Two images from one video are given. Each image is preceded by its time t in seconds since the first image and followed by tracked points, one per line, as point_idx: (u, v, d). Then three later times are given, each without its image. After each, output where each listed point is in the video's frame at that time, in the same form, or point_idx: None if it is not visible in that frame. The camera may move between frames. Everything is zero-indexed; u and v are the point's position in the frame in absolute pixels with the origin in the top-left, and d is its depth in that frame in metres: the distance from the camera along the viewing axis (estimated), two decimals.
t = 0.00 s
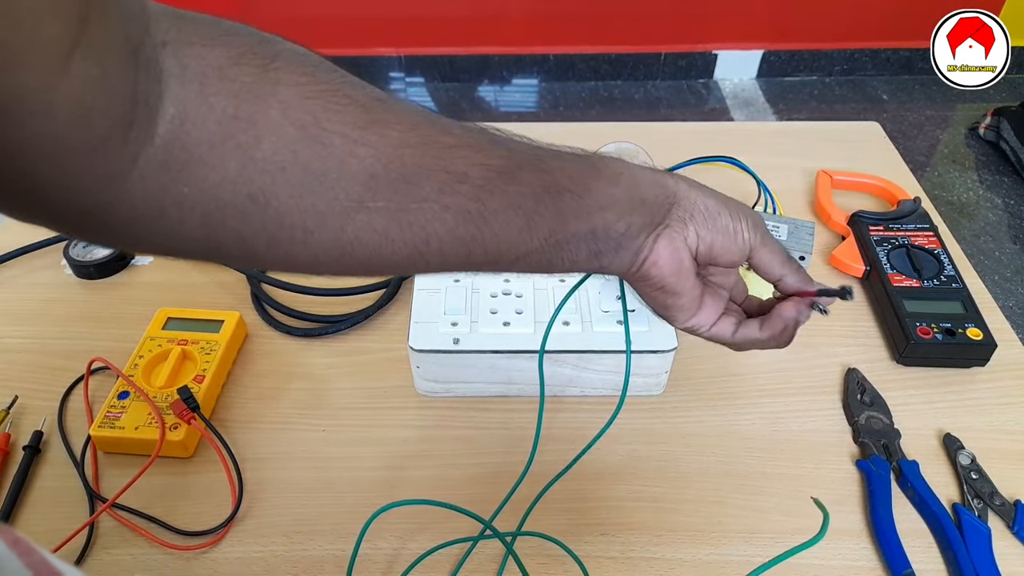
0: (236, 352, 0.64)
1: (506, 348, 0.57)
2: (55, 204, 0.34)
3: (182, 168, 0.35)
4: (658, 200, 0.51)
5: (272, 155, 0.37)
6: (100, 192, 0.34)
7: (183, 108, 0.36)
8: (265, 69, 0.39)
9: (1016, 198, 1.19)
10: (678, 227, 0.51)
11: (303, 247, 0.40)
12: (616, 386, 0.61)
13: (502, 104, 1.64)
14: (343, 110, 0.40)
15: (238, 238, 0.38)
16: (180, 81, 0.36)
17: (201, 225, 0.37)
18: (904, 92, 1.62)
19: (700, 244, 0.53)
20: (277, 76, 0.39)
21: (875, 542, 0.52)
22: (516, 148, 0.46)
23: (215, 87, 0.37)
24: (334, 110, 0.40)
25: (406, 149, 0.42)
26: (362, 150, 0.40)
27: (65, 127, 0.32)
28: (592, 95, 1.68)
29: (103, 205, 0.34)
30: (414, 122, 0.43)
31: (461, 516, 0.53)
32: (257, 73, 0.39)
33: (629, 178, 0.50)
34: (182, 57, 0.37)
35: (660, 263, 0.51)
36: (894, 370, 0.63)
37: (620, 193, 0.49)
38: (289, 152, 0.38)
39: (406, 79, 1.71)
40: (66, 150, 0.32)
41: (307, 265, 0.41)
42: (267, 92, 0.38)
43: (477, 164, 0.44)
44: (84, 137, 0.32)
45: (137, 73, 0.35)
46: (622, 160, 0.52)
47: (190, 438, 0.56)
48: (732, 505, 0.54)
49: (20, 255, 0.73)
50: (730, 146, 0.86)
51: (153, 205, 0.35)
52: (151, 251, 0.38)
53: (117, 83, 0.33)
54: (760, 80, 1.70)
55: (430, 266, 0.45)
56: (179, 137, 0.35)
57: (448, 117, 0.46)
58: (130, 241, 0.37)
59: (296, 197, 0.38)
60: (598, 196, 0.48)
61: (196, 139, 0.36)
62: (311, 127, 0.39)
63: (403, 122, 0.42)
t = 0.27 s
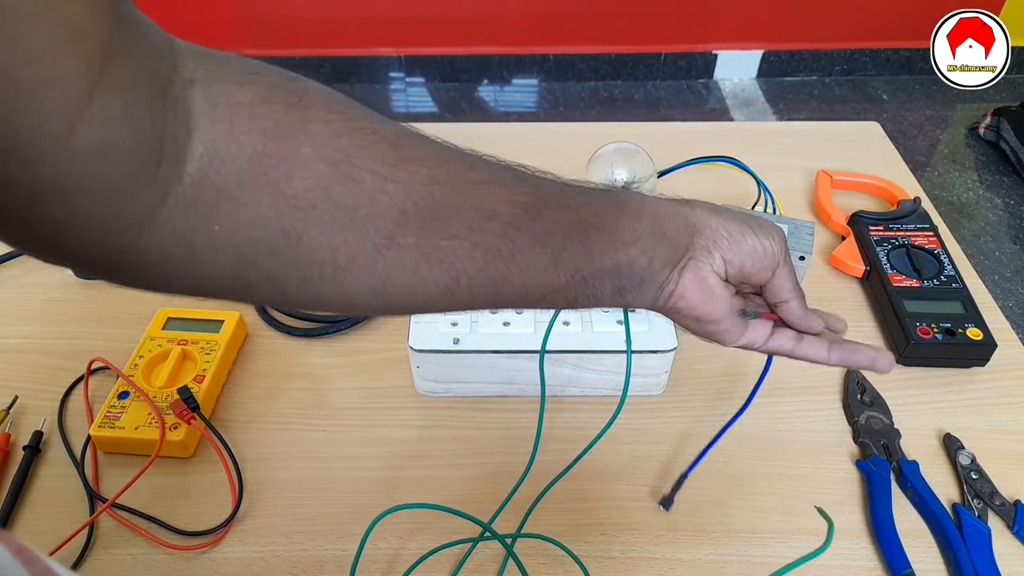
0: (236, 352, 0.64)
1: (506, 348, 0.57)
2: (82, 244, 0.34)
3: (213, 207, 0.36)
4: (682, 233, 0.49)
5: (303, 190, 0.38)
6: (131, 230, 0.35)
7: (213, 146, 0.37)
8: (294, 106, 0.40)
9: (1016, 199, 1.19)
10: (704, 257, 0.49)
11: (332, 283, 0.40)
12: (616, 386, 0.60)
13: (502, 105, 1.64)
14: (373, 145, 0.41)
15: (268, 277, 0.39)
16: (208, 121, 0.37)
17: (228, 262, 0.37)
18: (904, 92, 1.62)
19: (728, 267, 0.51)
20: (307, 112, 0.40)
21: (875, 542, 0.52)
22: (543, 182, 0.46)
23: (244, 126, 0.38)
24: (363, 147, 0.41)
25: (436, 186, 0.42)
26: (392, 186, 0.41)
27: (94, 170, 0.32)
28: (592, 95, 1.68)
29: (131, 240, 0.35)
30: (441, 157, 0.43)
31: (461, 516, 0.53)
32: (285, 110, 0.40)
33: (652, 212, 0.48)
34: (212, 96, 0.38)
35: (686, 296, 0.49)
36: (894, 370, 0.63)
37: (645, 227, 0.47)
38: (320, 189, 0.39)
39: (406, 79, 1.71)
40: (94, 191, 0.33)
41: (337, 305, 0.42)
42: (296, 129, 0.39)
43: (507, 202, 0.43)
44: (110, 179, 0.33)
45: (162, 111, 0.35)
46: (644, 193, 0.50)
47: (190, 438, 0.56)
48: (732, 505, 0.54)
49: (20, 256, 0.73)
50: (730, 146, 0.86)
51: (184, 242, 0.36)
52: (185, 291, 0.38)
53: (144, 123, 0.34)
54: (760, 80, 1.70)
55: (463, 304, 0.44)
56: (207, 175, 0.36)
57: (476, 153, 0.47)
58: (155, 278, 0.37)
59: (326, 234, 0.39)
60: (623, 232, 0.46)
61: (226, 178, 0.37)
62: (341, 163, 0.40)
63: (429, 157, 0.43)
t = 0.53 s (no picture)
0: (235, 352, 0.64)
1: (506, 348, 0.57)
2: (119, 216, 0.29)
3: (257, 193, 0.30)
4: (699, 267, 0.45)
5: (349, 190, 0.32)
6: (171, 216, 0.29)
7: (261, 130, 0.30)
8: (353, 93, 0.33)
9: (1018, 198, 1.19)
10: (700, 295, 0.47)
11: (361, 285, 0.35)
12: (616, 386, 0.60)
13: (502, 104, 1.64)
14: (421, 146, 0.34)
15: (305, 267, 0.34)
16: (259, 101, 0.31)
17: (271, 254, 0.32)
18: (905, 92, 1.62)
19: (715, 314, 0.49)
20: (362, 102, 0.33)
21: (877, 543, 0.52)
22: (586, 192, 0.38)
23: (299, 113, 0.31)
24: (417, 141, 0.34)
25: (482, 190, 0.35)
26: (438, 191, 0.34)
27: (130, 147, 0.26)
28: (592, 94, 1.68)
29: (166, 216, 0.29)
30: (502, 150, 0.37)
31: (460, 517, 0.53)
32: (343, 93, 0.33)
33: (688, 249, 0.44)
34: (265, 75, 0.31)
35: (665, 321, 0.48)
36: (896, 370, 0.63)
37: (674, 258, 0.43)
38: (366, 190, 0.32)
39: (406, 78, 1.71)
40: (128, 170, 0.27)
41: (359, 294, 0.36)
42: (351, 120, 0.32)
43: (542, 214, 0.37)
44: (149, 155, 0.27)
45: (211, 86, 0.29)
46: (698, 219, 0.45)
47: (189, 438, 0.56)
48: (733, 506, 0.54)
49: (18, 255, 0.73)
50: (731, 146, 0.85)
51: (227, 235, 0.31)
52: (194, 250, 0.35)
53: (192, 98, 0.27)
54: (761, 79, 1.70)
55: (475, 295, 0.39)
56: (257, 163, 0.30)
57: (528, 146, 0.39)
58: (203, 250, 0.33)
59: (367, 237, 0.33)
60: (645, 262, 0.42)
61: (273, 166, 0.30)
62: (388, 164, 0.33)
63: (486, 153, 0.36)
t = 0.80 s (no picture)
0: (235, 352, 0.64)
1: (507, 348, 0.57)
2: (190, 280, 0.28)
3: (334, 250, 0.30)
4: (727, 314, 0.46)
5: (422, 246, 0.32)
6: (251, 276, 0.29)
7: (342, 186, 0.30)
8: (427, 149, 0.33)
9: (1017, 198, 1.19)
10: (734, 340, 0.48)
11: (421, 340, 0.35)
12: (616, 386, 0.60)
13: (502, 104, 1.64)
14: (489, 204, 0.34)
15: (374, 323, 0.33)
16: (339, 158, 0.30)
17: (341, 310, 0.32)
18: (905, 92, 1.62)
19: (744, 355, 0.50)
20: (436, 162, 0.33)
21: (877, 543, 0.51)
22: (632, 245, 0.40)
23: (377, 168, 0.31)
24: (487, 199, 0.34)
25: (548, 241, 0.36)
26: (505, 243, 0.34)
27: (211, 208, 0.26)
28: (592, 94, 1.68)
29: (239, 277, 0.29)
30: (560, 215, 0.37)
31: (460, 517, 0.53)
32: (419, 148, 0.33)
33: (712, 291, 0.44)
34: (344, 132, 0.30)
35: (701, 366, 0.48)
36: (896, 370, 0.63)
37: (704, 305, 0.44)
38: (438, 245, 0.32)
39: (406, 78, 1.71)
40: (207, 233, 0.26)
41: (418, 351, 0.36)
42: (426, 177, 0.32)
43: (597, 267, 0.37)
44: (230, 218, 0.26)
45: (293, 144, 0.28)
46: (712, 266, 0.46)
47: (189, 438, 0.56)
48: (732, 506, 0.54)
49: (18, 255, 0.73)
50: (731, 146, 0.85)
51: (301, 293, 0.31)
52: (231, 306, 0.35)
53: (274, 155, 0.27)
54: (761, 79, 1.70)
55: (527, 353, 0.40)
56: (338, 220, 0.30)
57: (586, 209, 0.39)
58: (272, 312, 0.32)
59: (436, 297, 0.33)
60: (677, 311, 0.42)
61: (351, 223, 0.30)
62: (462, 219, 0.33)
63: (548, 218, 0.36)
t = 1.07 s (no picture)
0: (235, 352, 0.64)
1: (507, 348, 0.57)
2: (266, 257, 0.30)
3: (404, 218, 0.32)
4: (785, 280, 0.45)
5: (485, 211, 0.34)
6: (330, 245, 0.30)
7: (410, 157, 0.32)
8: (484, 125, 0.35)
9: (1017, 198, 1.19)
10: (791, 308, 0.47)
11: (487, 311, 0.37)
12: (617, 386, 0.60)
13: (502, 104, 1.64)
14: (543, 174, 0.36)
15: (439, 294, 0.35)
16: (406, 130, 0.32)
17: (412, 280, 0.33)
18: (905, 92, 1.62)
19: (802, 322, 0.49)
20: (495, 133, 0.35)
21: (877, 543, 0.51)
22: (682, 214, 0.40)
23: (441, 140, 0.33)
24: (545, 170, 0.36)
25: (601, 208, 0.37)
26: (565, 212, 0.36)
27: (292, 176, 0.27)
28: (592, 94, 1.68)
29: (313, 250, 0.30)
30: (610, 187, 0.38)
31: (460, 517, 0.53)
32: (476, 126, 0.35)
33: (766, 258, 0.44)
34: (409, 106, 0.32)
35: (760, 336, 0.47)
36: (896, 370, 0.63)
37: (760, 271, 0.43)
38: (501, 212, 0.34)
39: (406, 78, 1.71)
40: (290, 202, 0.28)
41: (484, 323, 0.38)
42: (486, 149, 0.34)
43: (651, 234, 0.38)
44: (311, 187, 0.27)
45: (365, 114, 0.29)
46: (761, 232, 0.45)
47: (189, 438, 0.56)
48: (732, 506, 0.54)
49: (18, 255, 0.73)
50: (730, 146, 0.85)
51: (376, 264, 0.32)
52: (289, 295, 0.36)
53: (350, 123, 0.28)
54: (761, 79, 1.70)
55: (584, 325, 0.41)
56: (408, 188, 0.31)
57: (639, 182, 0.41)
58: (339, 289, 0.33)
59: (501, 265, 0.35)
60: (731, 277, 0.42)
61: (419, 193, 0.32)
62: (522, 188, 0.35)
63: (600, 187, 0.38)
